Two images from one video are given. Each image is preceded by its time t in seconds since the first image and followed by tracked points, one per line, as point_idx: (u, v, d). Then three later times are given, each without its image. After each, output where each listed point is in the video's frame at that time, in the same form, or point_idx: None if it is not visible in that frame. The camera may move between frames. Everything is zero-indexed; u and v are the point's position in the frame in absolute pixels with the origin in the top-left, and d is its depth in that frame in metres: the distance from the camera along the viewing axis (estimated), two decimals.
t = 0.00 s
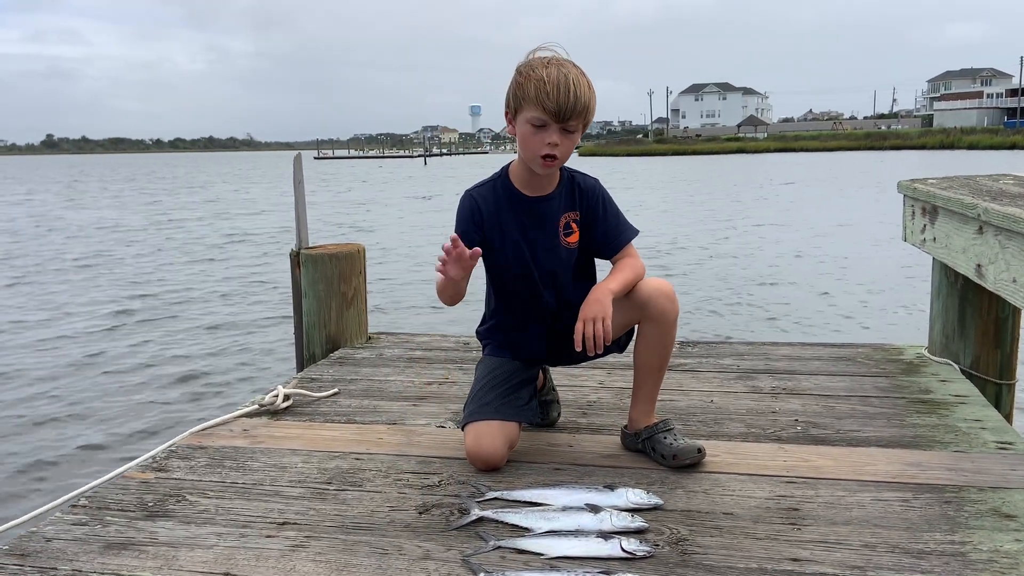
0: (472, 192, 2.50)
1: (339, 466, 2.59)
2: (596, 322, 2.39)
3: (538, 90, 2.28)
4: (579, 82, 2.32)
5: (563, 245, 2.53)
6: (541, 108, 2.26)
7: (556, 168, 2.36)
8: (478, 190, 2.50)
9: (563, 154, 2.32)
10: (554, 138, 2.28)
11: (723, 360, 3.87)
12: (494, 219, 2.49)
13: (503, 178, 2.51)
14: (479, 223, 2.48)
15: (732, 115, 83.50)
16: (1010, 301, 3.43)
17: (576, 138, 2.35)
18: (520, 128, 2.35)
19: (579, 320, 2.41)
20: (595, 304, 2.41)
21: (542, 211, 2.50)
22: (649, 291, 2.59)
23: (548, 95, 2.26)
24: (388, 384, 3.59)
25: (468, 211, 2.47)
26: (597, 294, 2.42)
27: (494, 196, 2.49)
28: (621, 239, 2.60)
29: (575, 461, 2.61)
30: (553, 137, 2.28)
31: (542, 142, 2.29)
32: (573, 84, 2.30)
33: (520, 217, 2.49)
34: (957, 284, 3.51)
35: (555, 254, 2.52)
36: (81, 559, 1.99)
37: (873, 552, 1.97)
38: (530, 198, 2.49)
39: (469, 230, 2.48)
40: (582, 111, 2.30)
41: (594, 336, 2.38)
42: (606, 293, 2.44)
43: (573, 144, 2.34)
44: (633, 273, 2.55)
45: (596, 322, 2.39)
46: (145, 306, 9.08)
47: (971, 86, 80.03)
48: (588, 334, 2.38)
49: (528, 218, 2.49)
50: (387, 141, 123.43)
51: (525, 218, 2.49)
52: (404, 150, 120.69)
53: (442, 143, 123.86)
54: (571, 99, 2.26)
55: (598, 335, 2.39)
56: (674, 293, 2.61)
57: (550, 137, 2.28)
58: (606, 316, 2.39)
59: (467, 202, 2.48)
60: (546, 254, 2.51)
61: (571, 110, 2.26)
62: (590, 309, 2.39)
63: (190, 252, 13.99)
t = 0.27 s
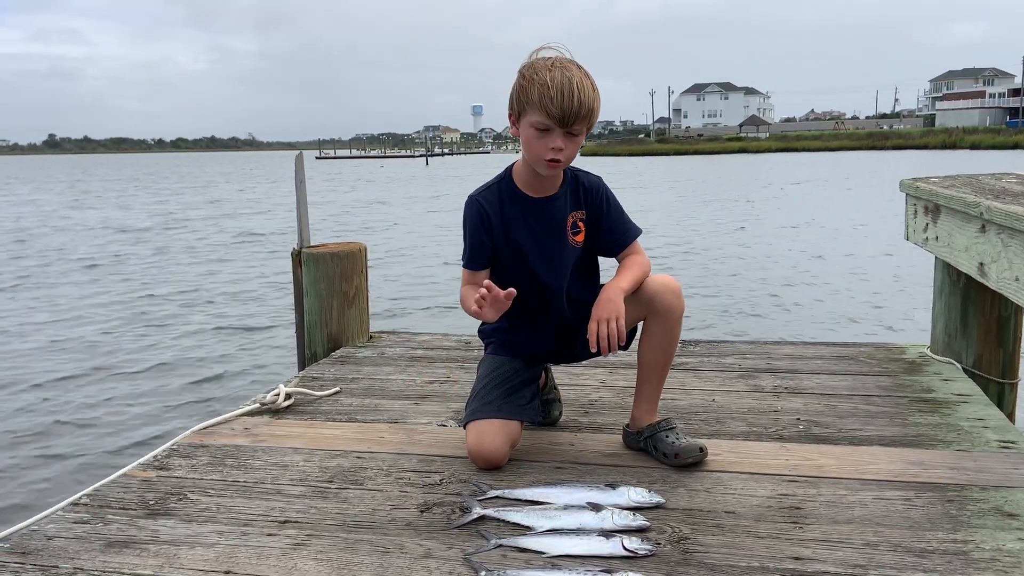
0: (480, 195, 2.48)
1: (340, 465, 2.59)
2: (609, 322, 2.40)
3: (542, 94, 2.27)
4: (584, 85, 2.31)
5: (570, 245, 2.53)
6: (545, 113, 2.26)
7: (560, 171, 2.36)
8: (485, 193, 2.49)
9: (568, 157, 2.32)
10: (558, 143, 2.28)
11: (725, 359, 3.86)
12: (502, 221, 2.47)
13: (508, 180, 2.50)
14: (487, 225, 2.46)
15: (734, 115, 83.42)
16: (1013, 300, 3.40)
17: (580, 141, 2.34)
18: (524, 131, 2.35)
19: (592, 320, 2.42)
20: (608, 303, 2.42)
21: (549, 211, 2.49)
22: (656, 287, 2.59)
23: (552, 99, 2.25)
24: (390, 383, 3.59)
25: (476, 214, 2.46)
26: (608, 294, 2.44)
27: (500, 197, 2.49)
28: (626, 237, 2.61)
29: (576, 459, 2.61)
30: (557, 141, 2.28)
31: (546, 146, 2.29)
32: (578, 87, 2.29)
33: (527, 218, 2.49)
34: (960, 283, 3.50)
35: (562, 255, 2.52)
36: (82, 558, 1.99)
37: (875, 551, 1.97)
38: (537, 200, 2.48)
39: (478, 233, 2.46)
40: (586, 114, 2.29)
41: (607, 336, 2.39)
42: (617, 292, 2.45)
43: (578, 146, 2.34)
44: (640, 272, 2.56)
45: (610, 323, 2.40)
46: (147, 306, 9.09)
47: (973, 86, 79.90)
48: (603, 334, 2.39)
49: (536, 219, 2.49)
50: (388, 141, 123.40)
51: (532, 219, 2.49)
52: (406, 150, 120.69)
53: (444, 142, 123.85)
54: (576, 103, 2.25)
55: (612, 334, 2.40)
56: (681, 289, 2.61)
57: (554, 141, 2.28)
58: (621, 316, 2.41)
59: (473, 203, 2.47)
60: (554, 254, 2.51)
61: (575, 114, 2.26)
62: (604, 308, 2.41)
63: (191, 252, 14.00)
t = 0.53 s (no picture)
0: (486, 195, 2.48)
1: (342, 465, 2.59)
2: (617, 325, 2.40)
3: (541, 85, 2.29)
4: (584, 76, 2.32)
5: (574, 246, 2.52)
6: (545, 104, 2.27)
7: (565, 163, 2.35)
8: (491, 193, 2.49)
9: (571, 146, 2.31)
10: (560, 132, 2.28)
11: (728, 360, 3.86)
12: (509, 222, 2.47)
13: (514, 180, 2.50)
14: (493, 226, 2.46)
15: (736, 115, 83.35)
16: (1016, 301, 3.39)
17: (583, 131, 2.33)
18: (527, 126, 2.37)
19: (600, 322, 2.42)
20: (615, 304, 2.42)
21: (554, 212, 2.49)
22: (665, 289, 2.58)
23: (551, 89, 2.26)
24: (391, 383, 3.59)
25: (481, 214, 2.45)
26: (616, 296, 2.43)
27: (506, 200, 2.48)
28: (632, 239, 2.60)
29: (578, 460, 2.60)
30: (559, 131, 2.28)
31: (548, 137, 2.29)
32: (577, 77, 2.30)
33: (533, 219, 2.48)
34: (963, 283, 3.52)
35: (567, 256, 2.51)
36: (84, 558, 1.99)
37: (878, 551, 1.96)
38: (541, 201, 2.48)
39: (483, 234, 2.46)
40: (587, 102, 2.29)
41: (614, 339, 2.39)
42: (625, 295, 2.45)
43: (581, 137, 2.33)
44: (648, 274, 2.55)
45: (618, 326, 2.40)
46: (149, 306, 9.10)
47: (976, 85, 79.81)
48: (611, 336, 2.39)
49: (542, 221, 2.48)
50: (390, 141, 123.38)
51: (538, 220, 2.48)
52: (407, 150, 120.67)
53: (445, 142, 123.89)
54: (575, 91, 2.26)
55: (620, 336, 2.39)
56: (690, 290, 2.60)
57: (556, 131, 2.28)
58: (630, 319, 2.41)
59: (479, 206, 2.47)
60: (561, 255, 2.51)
61: (574, 102, 2.26)
62: (612, 311, 2.41)
63: (193, 252, 14.03)
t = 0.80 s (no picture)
0: (494, 195, 2.48)
1: (342, 465, 2.59)
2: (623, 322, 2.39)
3: (546, 85, 2.30)
4: (589, 75, 2.31)
5: (581, 246, 2.52)
6: (549, 103, 2.28)
7: (570, 163, 2.35)
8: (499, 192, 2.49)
9: (576, 146, 2.32)
10: (564, 131, 2.28)
11: (729, 359, 3.86)
12: (516, 222, 2.47)
13: (521, 180, 2.50)
14: (501, 225, 2.46)
15: (737, 115, 83.29)
16: (1018, 300, 3.39)
17: (588, 131, 2.33)
18: (532, 126, 2.37)
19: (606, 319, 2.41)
20: (621, 300, 2.42)
21: (561, 213, 2.48)
22: (670, 290, 2.57)
23: (555, 88, 2.27)
24: (392, 383, 3.59)
25: (489, 213, 2.45)
26: (623, 291, 2.43)
27: (514, 200, 2.48)
28: (638, 240, 2.60)
29: (579, 460, 2.60)
30: (563, 130, 2.28)
31: (552, 136, 2.30)
32: (581, 76, 2.29)
33: (540, 219, 2.48)
34: (964, 283, 3.52)
35: (574, 256, 2.52)
36: (84, 558, 2.00)
37: (879, 552, 1.96)
38: (549, 201, 2.48)
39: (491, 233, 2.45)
40: (592, 101, 2.28)
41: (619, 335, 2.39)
42: (631, 291, 2.44)
43: (586, 137, 2.33)
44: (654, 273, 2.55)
45: (624, 321, 2.39)
46: (151, 306, 9.11)
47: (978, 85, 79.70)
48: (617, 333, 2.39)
49: (549, 221, 2.48)
50: (392, 141, 123.44)
51: (546, 220, 2.48)
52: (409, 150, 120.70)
53: (447, 142, 123.92)
54: (579, 90, 2.26)
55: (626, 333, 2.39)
56: (695, 290, 2.60)
57: (560, 130, 2.28)
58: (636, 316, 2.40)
59: (487, 206, 2.47)
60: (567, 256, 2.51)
61: (579, 101, 2.26)
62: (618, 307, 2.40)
63: (194, 252, 14.04)
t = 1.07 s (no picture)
0: (502, 194, 2.48)
1: (345, 465, 2.59)
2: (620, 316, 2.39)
3: (554, 85, 2.30)
4: (597, 76, 2.32)
5: (587, 245, 2.53)
6: (557, 102, 2.28)
7: (578, 163, 2.35)
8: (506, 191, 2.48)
9: (583, 146, 2.32)
10: (572, 131, 2.29)
11: (730, 360, 3.86)
12: (524, 221, 2.47)
13: (529, 179, 2.50)
14: (509, 225, 2.45)
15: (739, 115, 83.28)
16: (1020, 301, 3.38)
17: (596, 131, 2.33)
18: (540, 125, 2.38)
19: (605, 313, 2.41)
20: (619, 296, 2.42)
21: (568, 212, 2.49)
22: (672, 290, 2.57)
23: (563, 88, 2.27)
24: (394, 383, 3.59)
25: (497, 213, 2.44)
26: (621, 289, 2.43)
27: (522, 199, 2.47)
28: (644, 238, 2.61)
29: (580, 460, 2.60)
30: (571, 130, 2.29)
31: (559, 136, 2.30)
32: (589, 77, 2.30)
33: (548, 218, 2.48)
34: (966, 284, 3.51)
35: (581, 254, 2.52)
36: (87, 557, 2.00)
37: (880, 552, 1.96)
38: (556, 200, 2.48)
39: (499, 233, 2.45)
40: (599, 101, 2.29)
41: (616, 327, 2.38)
42: (631, 288, 2.44)
43: (593, 136, 2.34)
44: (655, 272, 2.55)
45: (622, 317, 2.39)
46: (153, 306, 9.13)
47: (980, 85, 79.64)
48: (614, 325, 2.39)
49: (556, 220, 2.48)
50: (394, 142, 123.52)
51: (553, 219, 2.48)
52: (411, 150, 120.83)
53: (449, 143, 124.06)
54: (587, 90, 2.26)
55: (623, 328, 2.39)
56: (696, 291, 2.60)
57: (567, 130, 2.29)
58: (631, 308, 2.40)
59: (495, 205, 2.46)
60: (574, 255, 2.52)
61: (587, 101, 2.26)
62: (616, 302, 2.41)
63: (195, 252, 14.06)
